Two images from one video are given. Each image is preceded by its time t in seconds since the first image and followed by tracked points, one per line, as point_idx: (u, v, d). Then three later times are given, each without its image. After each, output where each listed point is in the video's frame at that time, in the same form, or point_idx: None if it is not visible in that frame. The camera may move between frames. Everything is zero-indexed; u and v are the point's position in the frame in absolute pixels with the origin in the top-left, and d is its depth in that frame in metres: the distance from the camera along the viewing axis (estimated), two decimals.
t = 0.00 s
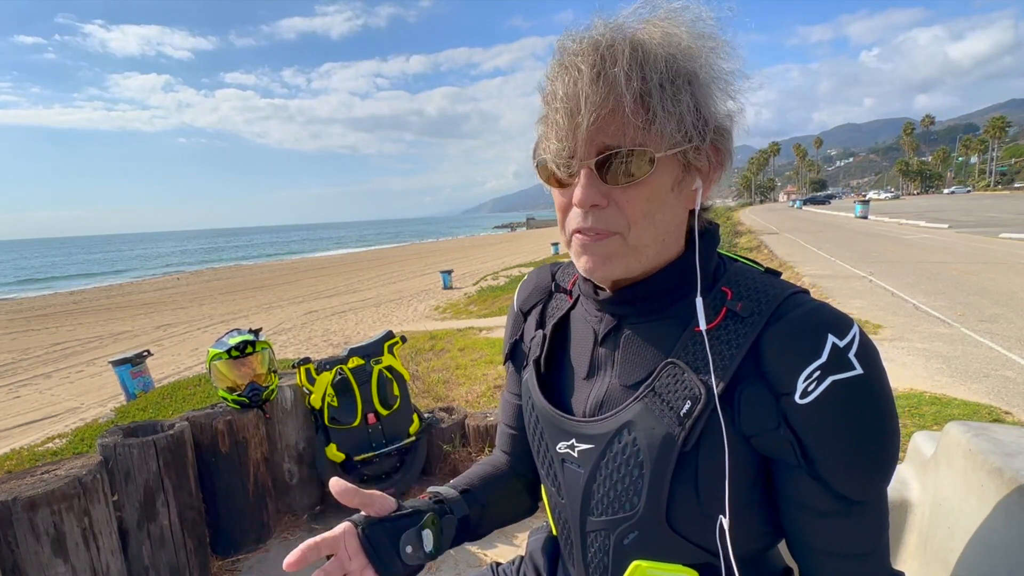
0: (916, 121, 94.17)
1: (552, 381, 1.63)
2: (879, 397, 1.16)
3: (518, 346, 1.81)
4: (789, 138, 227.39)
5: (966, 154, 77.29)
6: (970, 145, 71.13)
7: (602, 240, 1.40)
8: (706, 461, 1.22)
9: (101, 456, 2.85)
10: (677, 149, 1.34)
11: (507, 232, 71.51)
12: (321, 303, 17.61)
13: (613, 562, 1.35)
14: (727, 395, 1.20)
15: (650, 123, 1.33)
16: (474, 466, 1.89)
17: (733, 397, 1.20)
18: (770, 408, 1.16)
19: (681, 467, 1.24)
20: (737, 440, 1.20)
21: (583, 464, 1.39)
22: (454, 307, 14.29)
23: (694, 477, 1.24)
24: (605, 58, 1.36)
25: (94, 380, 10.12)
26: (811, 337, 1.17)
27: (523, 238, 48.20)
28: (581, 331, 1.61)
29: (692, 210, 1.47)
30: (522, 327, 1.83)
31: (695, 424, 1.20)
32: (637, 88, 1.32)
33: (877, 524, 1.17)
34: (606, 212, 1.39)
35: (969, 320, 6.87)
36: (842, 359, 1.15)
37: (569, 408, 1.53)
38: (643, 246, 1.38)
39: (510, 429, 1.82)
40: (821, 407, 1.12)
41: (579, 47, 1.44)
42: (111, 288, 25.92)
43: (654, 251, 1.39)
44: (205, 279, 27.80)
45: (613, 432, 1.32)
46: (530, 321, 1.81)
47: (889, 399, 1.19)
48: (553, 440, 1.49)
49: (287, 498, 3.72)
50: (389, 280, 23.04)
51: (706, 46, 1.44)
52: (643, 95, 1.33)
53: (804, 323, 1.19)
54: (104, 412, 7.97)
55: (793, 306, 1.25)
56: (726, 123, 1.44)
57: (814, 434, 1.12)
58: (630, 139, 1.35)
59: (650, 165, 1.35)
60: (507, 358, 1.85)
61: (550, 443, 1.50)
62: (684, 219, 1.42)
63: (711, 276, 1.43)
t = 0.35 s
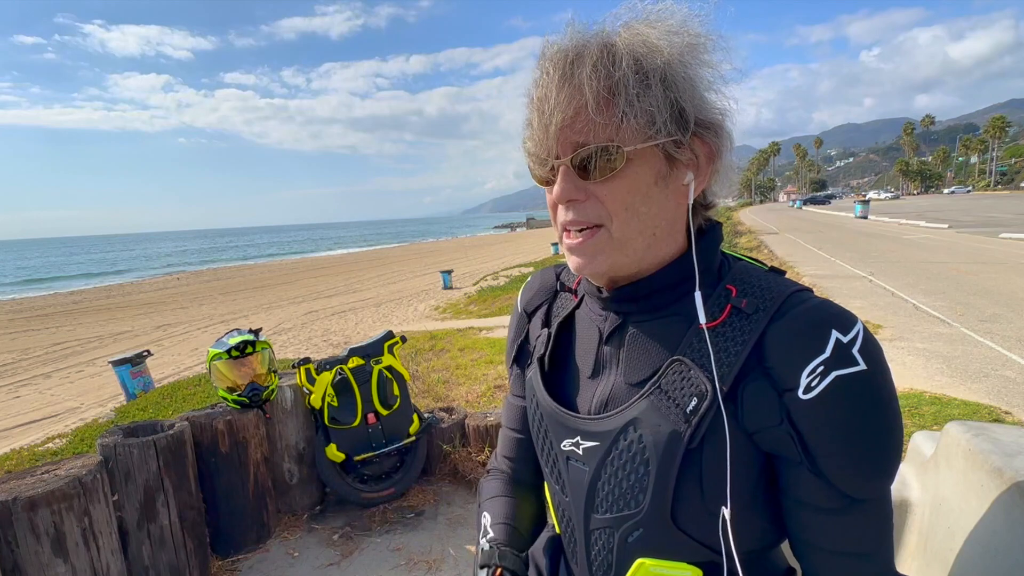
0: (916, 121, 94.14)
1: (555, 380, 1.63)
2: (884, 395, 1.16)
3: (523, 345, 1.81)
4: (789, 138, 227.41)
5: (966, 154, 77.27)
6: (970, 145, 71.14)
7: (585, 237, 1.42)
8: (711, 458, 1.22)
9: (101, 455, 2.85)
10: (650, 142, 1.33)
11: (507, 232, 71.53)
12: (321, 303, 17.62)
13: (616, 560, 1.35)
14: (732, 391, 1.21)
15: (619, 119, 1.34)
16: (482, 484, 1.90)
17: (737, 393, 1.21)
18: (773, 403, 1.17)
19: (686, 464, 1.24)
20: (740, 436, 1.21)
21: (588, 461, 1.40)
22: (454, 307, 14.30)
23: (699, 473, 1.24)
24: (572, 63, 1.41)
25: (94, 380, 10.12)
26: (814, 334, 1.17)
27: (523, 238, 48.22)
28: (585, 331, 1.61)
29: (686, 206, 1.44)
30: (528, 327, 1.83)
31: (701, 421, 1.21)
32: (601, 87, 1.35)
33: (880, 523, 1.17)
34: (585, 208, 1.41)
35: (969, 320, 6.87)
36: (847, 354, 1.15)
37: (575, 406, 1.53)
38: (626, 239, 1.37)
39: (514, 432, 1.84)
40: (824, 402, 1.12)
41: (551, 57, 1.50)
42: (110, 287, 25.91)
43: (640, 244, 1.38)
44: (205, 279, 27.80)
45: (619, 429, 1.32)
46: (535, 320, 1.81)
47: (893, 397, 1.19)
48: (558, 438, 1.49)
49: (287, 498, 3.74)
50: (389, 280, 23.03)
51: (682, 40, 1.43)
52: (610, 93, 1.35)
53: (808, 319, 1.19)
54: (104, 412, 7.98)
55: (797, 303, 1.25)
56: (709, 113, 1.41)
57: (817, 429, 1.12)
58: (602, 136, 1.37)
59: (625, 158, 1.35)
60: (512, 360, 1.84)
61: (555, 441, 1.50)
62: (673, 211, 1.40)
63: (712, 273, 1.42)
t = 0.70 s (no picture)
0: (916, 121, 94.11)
1: (556, 381, 1.63)
2: (889, 400, 1.15)
3: (525, 347, 1.81)
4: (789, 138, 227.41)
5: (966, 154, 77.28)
6: (969, 145, 71.18)
7: (582, 237, 1.43)
8: (714, 461, 1.23)
9: (101, 455, 2.85)
10: (648, 142, 1.33)
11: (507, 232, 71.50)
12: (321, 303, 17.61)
13: (618, 562, 1.35)
14: (735, 395, 1.21)
15: (616, 119, 1.34)
16: (486, 499, 1.85)
17: (741, 396, 1.21)
18: (776, 407, 1.17)
19: (689, 468, 1.24)
20: (744, 439, 1.21)
21: (590, 464, 1.40)
22: (454, 307, 14.29)
23: (702, 477, 1.24)
24: (569, 63, 1.41)
25: (94, 380, 10.11)
26: (818, 338, 1.16)
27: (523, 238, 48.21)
28: (588, 333, 1.61)
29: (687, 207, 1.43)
30: (530, 327, 1.83)
31: (704, 425, 1.21)
32: (597, 87, 1.35)
33: (884, 528, 1.17)
34: (582, 209, 1.42)
35: (969, 320, 6.86)
36: (851, 359, 1.15)
37: (577, 409, 1.53)
38: (624, 241, 1.37)
39: (514, 435, 1.81)
40: (828, 407, 1.12)
41: (550, 56, 1.50)
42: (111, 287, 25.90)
43: (639, 246, 1.38)
44: (205, 279, 27.78)
45: (622, 432, 1.32)
46: (538, 321, 1.81)
47: (898, 401, 1.19)
48: (561, 440, 1.49)
49: (287, 498, 3.74)
50: (388, 280, 23.01)
51: (682, 38, 1.42)
52: (606, 93, 1.35)
53: (813, 324, 1.19)
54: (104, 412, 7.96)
55: (802, 307, 1.25)
56: (708, 112, 1.40)
57: (821, 435, 1.12)
58: (599, 136, 1.37)
59: (622, 158, 1.35)
60: (513, 361, 1.84)
61: (557, 442, 1.50)
62: (672, 212, 1.39)
63: (713, 276, 1.42)
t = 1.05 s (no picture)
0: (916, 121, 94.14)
1: (556, 381, 1.63)
2: (884, 399, 1.15)
3: (523, 347, 1.81)
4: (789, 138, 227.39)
5: (966, 154, 77.25)
6: (970, 145, 71.20)
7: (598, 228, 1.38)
8: (711, 460, 1.23)
9: (101, 455, 2.85)
10: (676, 141, 1.34)
11: (507, 232, 71.45)
12: (321, 303, 17.60)
13: (617, 561, 1.35)
14: (733, 395, 1.21)
15: (649, 114, 1.34)
16: (485, 499, 1.85)
17: (738, 397, 1.21)
18: (772, 406, 1.17)
19: (686, 467, 1.24)
20: (740, 439, 1.21)
21: (589, 463, 1.40)
22: (454, 307, 14.28)
23: (699, 475, 1.24)
24: (607, 49, 1.39)
25: (94, 380, 10.09)
26: (815, 338, 1.17)
27: (523, 238, 48.17)
28: (585, 333, 1.61)
29: (692, 214, 1.45)
30: (528, 328, 1.83)
31: (701, 424, 1.21)
32: (637, 78, 1.34)
33: (881, 528, 1.17)
34: (605, 203, 1.37)
35: (969, 320, 6.86)
36: (847, 359, 1.15)
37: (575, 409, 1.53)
38: (643, 238, 1.36)
39: (513, 435, 1.81)
40: (823, 407, 1.12)
41: (583, 41, 1.47)
42: (110, 288, 25.85)
43: (654, 246, 1.37)
44: (204, 279, 27.74)
45: (620, 431, 1.33)
46: (536, 322, 1.81)
47: (895, 400, 1.18)
48: (559, 440, 1.49)
49: (287, 498, 3.74)
50: (388, 280, 22.99)
51: (709, 48, 1.46)
52: (642, 86, 1.35)
53: (808, 323, 1.19)
54: (103, 412, 7.95)
55: (797, 306, 1.25)
56: (724, 124, 1.44)
57: (818, 434, 1.12)
58: (629, 129, 1.36)
59: (650, 153, 1.34)
60: (512, 362, 1.83)
61: (556, 442, 1.50)
62: (683, 216, 1.40)
63: (712, 277, 1.42)
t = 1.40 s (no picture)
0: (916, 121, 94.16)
1: (549, 384, 1.63)
2: (868, 391, 1.16)
3: (517, 351, 1.80)
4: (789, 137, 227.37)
5: (966, 154, 77.23)
6: (969, 145, 71.19)
7: (595, 243, 1.38)
8: (702, 458, 1.23)
9: (101, 455, 2.85)
10: (668, 153, 1.34)
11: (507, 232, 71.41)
12: (321, 303, 17.58)
13: (616, 561, 1.35)
14: (722, 393, 1.21)
15: (641, 128, 1.33)
16: (482, 507, 1.85)
17: (726, 395, 1.21)
18: (759, 402, 1.17)
19: (679, 465, 1.24)
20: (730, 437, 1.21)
21: (584, 464, 1.39)
22: (454, 307, 14.25)
23: (692, 473, 1.24)
24: (597, 63, 1.36)
25: (94, 380, 10.07)
26: (798, 332, 1.17)
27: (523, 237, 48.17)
28: (577, 336, 1.61)
29: (676, 215, 1.46)
30: (520, 332, 1.83)
31: (693, 421, 1.20)
32: (628, 93, 1.32)
33: (873, 519, 1.17)
34: (599, 216, 1.37)
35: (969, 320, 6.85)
36: (830, 352, 1.15)
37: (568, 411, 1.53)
38: (637, 250, 1.37)
39: (508, 440, 1.81)
40: (809, 401, 1.12)
41: (569, 55, 1.44)
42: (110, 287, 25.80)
43: (647, 255, 1.38)
44: (204, 279, 27.71)
45: (613, 432, 1.32)
46: (528, 325, 1.81)
47: (879, 391, 1.19)
48: (554, 441, 1.49)
49: (287, 498, 3.74)
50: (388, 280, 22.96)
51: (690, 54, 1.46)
52: (633, 100, 1.33)
53: (793, 318, 1.19)
54: (103, 412, 7.94)
55: (782, 301, 1.25)
56: (709, 129, 1.45)
57: (805, 428, 1.12)
58: (622, 144, 1.35)
59: (642, 167, 1.34)
60: (506, 367, 1.83)
61: (551, 444, 1.50)
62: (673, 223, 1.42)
63: (699, 276, 1.42)
